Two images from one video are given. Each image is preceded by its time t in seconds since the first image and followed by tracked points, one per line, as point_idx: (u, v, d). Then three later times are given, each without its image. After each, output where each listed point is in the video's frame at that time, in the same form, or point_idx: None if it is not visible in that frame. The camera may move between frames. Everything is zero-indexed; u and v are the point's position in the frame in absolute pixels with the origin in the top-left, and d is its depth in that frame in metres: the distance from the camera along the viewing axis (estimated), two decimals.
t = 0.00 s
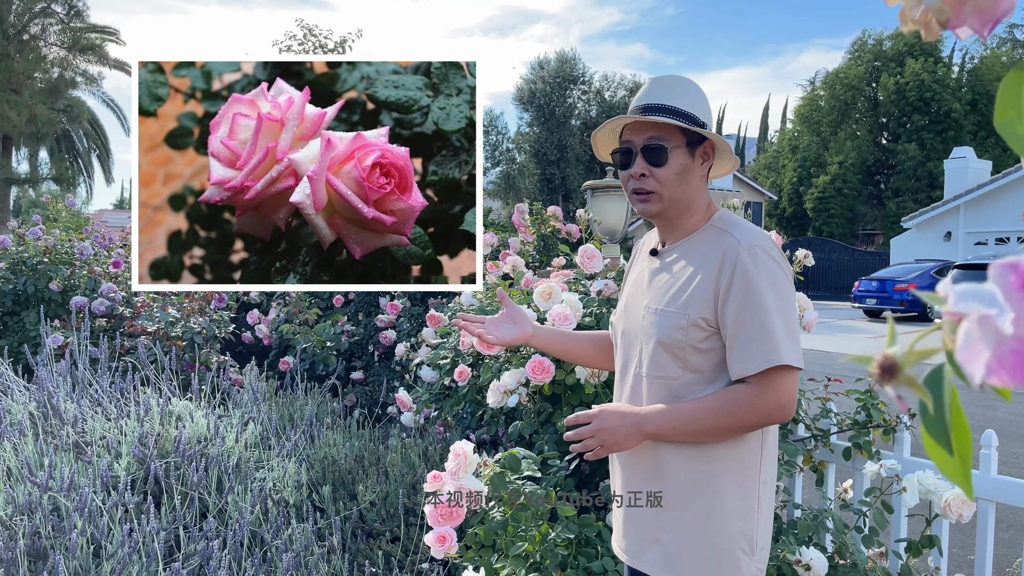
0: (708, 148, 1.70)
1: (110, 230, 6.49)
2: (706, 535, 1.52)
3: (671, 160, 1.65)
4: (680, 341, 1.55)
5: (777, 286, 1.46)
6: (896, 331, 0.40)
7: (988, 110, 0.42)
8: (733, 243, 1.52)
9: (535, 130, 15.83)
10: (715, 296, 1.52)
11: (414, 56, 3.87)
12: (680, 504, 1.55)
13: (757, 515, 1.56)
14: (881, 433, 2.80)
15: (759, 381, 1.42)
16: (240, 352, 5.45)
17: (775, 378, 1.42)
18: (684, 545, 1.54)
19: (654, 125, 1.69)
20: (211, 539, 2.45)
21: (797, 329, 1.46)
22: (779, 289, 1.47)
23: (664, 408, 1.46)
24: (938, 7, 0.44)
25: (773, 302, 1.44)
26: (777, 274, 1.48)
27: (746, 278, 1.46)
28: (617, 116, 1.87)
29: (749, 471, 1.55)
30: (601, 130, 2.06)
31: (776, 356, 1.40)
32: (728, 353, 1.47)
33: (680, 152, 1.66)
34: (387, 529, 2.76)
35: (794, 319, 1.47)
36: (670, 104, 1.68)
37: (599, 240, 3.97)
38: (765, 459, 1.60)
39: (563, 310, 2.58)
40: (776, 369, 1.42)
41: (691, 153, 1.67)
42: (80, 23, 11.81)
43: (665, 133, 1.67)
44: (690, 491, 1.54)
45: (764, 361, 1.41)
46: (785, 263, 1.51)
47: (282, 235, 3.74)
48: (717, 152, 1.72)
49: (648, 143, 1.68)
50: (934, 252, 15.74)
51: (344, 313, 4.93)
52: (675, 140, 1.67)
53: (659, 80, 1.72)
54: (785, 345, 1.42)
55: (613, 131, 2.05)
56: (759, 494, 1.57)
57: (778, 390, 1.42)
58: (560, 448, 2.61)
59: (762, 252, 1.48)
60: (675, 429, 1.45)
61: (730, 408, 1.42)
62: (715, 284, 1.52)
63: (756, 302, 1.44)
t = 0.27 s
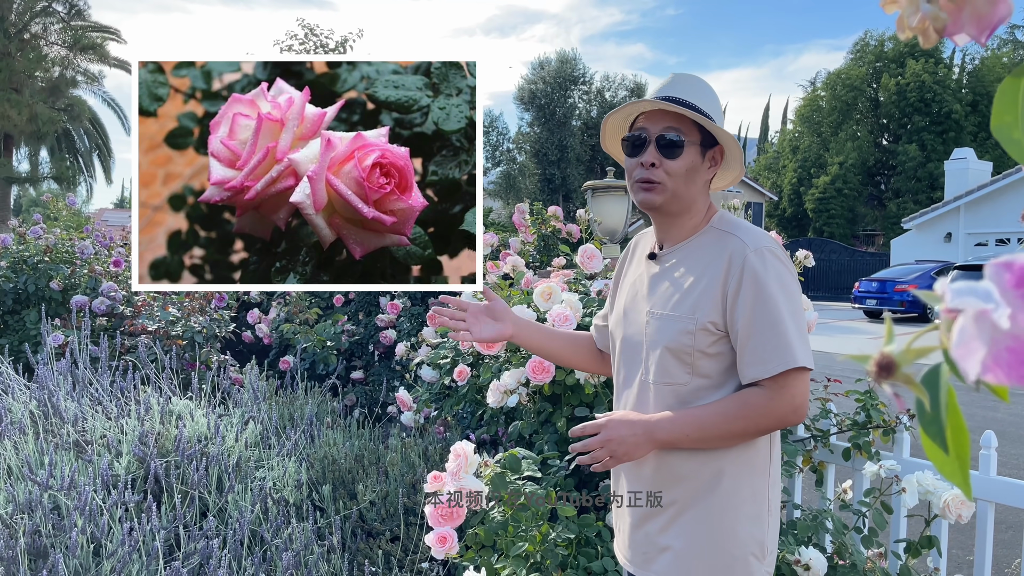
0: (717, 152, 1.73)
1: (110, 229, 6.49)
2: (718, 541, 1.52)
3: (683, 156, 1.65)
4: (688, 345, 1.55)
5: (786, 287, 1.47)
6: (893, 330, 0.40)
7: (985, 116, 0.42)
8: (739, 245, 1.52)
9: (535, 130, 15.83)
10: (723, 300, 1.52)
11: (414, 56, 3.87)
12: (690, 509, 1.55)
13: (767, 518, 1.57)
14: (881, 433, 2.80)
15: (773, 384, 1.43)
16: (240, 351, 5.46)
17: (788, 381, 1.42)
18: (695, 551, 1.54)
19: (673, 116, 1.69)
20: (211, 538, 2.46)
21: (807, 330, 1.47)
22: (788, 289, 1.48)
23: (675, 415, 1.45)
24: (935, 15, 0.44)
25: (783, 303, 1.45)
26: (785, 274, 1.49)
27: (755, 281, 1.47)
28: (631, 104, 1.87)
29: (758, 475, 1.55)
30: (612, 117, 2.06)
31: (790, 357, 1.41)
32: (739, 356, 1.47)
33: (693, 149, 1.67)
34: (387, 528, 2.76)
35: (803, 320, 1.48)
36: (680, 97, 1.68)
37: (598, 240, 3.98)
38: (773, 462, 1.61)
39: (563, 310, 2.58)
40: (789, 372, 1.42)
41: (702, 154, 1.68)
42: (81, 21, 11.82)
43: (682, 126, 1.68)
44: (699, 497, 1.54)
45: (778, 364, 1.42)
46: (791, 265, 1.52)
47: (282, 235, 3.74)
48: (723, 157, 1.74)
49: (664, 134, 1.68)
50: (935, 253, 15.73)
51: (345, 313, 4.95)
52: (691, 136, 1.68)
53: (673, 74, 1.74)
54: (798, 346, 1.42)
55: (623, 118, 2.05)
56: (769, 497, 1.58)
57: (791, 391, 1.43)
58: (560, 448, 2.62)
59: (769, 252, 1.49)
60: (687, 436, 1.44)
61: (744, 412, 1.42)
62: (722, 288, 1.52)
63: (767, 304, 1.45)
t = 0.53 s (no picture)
0: (718, 154, 1.74)
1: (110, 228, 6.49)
2: (728, 544, 1.52)
3: (687, 162, 1.66)
4: (690, 346, 1.55)
5: (788, 284, 1.48)
6: (894, 329, 0.40)
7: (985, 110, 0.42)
8: (740, 243, 1.53)
9: (535, 130, 15.83)
10: (725, 300, 1.52)
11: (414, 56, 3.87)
12: (697, 513, 1.55)
13: (775, 521, 1.57)
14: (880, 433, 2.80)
15: (778, 383, 1.43)
16: (240, 350, 5.46)
17: (793, 379, 1.43)
18: (706, 556, 1.54)
19: (676, 121, 1.70)
20: (210, 537, 2.46)
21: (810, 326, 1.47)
22: (790, 286, 1.49)
23: (679, 418, 1.45)
24: (936, 7, 0.44)
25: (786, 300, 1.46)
26: (786, 271, 1.49)
27: (757, 279, 1.47)
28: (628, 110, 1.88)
29: (764, 476, 1.56)
30: (611, 120, 2.06)
31: (794, 355, 1.41)
32: (742, 356, 1.48)
33: (696, 155, 1.68)
34: (386, 527, 2.77)
35: (806, 317, 1.48)
36: (677, 97, 1.69)
37: (598, 239, 3.98)
38: (778, 462, 1.61)
39: (563, 309, 2.59)
40: (794, 369, 1.42)
41: (705, 158, 1.69)
42: (81, 20, 11.81)
43: (686, 131, 1.69)
44: (706, 500, 1.55)
45: (783, 362, 1.42)
46: (791, 261, 1.53)
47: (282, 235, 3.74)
48: (724, 160, 1.75)
49: (667, 139, 1.69)
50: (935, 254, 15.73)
51: (345, 312, 4.95)
52: (695, 141, 1.69)
53: (672, 71, 1.74)
54: (802, 344, 1.42)
55: (622, 123, 2.05)
56: (777, 499, 1.59)
57: (796, 389, 1.43)
58: (560, 447, 2.62)
59: (770, 250, 1.50)
60: (692, 438, 1.44)
61: (750, 413, 1.43)
62: (724, 288, 1.52)
63: (769, 302, 1.45)
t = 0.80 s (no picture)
0: (714, 151, 1.74)
1: (110, 227, 6.49)
2: (719, 545, 1.53)
3: (685, 161, 1.66)
4: (688, 349, 1.55)
5: (787, 287, 1.48)
6: (891, 327, 0.40)
7: (985, 112, 0.43)
8: (739, 246, 1.53)
9: (535, 129, 15.83)
10: (723, 303, 1.52)
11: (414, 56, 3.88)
12: (692, 513, 1.56)
13: (770, 522, 1.58)
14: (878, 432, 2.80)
15: (777, 388, 1.43)
16: (239, 348, 5.47)
17: (792, 384, 1.43)
18: (696, 556, 1.55)
19: (672, 121, 1.69)
20: (210, 534, 2.46)
21: (809, 330, 1.47)
22: (789, 289, 1.49)
23: (678, 423, 1.45)
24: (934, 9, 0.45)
25: (785, 304, 1.46)
26: (785, 274, 1.49)
27: (756, 283, 1.47)
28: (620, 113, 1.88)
29: (761, 478, 1.56)
30: (604, 125, 2.05)
31: (794, 360, 1.41)
32: (741, 360, 1.48)
33: (694, 153, 1.68)
34: (385, 526, 2.77)
35: (805, 320, 1.48)
36: (669, 97, 1.68)
37: (598, 238, 3.98)
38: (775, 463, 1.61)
39: (562, 308, 2.59)
40: (793, 374, 1.42)
41: (702, 156, 1.70)
42: (81, 18, 11.78)
43: (682, 130, 1.69)
44: (702, 501, 1.55)
45: (783, 367, 1.42)
46: (790, 264, 1.53)
47: (282, 235, 3.74)
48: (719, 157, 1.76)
49: (664, 140, 1.68)
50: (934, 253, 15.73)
51: (344, 310, 4.96)
52: (692, 139, 1.69)
53: (661, 70, 1.73)
54: (801, 348, 1.42)
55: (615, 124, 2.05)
56: (771, 500, 1.59)
57: (796, 394, 1.43)
58: (559, 446, 2.62)
59: (769, 253, 1.50)
60: (691, 443, 1.44)
61: (750, 418, 1.43)
62: (722, 290, 1.52)
63: (768, 306, 1.45)
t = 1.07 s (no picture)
0: (708, 152, 1.75)
1: (109, 225, 6.49)
2: (715, 543, 1.53)
3: (680, 159, 1.67)
4: (680, 348, 1.56)
5: (776, 284, 1.47)
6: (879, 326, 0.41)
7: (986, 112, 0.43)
8: (725, 244, 1.53)
9: (535, 128, 15.82)
10: (713, 302, 1.52)
11: (413, 56, 3.87)
12: (688, 512, 1.56)
13: (765, 520, 1.58)
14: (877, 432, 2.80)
15: (767, 386, 1.43)
16: (239, 347, 5.47)
17: (782, 382, 1.43)
18: (692, 554, 1.55)
19: (669, 120, 1.70)
20: (209, 533, 2.46)
21: (798, 327, 1.47)
22: (779, 286, 1.48)
23: (668, 420, 1.45)
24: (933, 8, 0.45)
25: (772, 301, 1.45)
26: (774, 271, 1.49)
27: (744, 280, 1.47)
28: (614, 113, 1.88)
29: (757, 476, 1.56)
30: (598, 124, 2.06)
31: (782, 358, 1.41)
32: (731, 358, 1.48)
33: (689, 152, 1.69)
34: (383, 524, 2.77)
35: (795, 317, 1.48)
36: (663, 97, 1.71)
37: (597, 238, 3.98)
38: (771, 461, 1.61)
39: (561, 307, 2.60)
40: (782, 372, 1.42)
41: (696, 155, 1.70)
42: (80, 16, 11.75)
43: (678, 130, 1.70)
44: (697, 500, 1.55)
45: (771, 365, 1.42)
46: (781, 261, 1.52)
47: (282, 235, 3.74)
48: (713, 158, 1.76)
49: (659, 138, 1.69)
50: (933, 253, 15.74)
51: (343, 309, 4.97)
52: (687, 138, 1.70)
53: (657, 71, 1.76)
54: (789, 345, 1.42)
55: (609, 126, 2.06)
56: (768, 498, 1.59)
57: (786, 391, 1.43)
58: (557, 445, 2.62)
59: (756, 249, 1.49)
60: (681, 441, 1.45)
61: (739, 416, 1.43)
62: (713, 289, 1.52)
63: (756, 304, 1.45)
